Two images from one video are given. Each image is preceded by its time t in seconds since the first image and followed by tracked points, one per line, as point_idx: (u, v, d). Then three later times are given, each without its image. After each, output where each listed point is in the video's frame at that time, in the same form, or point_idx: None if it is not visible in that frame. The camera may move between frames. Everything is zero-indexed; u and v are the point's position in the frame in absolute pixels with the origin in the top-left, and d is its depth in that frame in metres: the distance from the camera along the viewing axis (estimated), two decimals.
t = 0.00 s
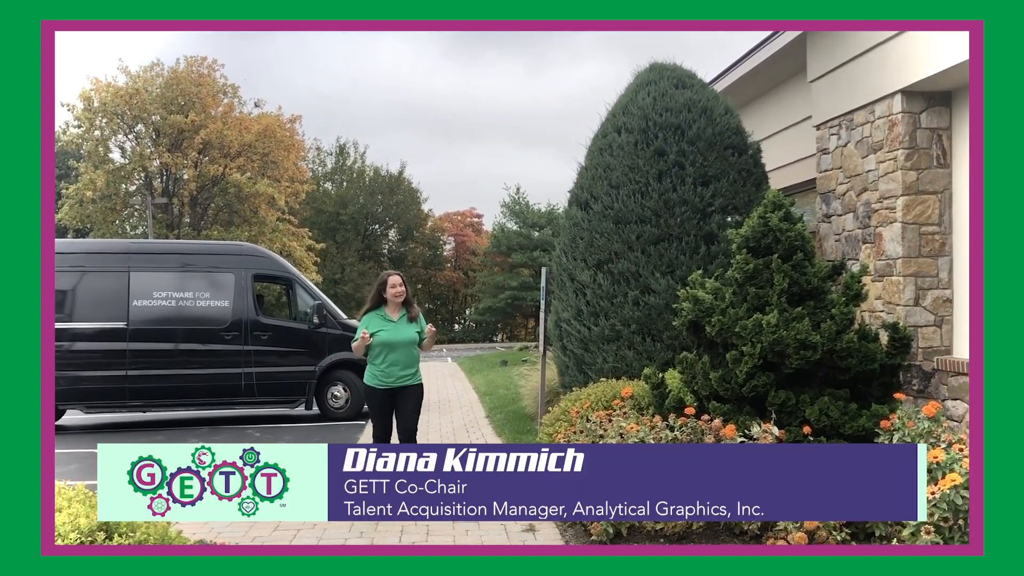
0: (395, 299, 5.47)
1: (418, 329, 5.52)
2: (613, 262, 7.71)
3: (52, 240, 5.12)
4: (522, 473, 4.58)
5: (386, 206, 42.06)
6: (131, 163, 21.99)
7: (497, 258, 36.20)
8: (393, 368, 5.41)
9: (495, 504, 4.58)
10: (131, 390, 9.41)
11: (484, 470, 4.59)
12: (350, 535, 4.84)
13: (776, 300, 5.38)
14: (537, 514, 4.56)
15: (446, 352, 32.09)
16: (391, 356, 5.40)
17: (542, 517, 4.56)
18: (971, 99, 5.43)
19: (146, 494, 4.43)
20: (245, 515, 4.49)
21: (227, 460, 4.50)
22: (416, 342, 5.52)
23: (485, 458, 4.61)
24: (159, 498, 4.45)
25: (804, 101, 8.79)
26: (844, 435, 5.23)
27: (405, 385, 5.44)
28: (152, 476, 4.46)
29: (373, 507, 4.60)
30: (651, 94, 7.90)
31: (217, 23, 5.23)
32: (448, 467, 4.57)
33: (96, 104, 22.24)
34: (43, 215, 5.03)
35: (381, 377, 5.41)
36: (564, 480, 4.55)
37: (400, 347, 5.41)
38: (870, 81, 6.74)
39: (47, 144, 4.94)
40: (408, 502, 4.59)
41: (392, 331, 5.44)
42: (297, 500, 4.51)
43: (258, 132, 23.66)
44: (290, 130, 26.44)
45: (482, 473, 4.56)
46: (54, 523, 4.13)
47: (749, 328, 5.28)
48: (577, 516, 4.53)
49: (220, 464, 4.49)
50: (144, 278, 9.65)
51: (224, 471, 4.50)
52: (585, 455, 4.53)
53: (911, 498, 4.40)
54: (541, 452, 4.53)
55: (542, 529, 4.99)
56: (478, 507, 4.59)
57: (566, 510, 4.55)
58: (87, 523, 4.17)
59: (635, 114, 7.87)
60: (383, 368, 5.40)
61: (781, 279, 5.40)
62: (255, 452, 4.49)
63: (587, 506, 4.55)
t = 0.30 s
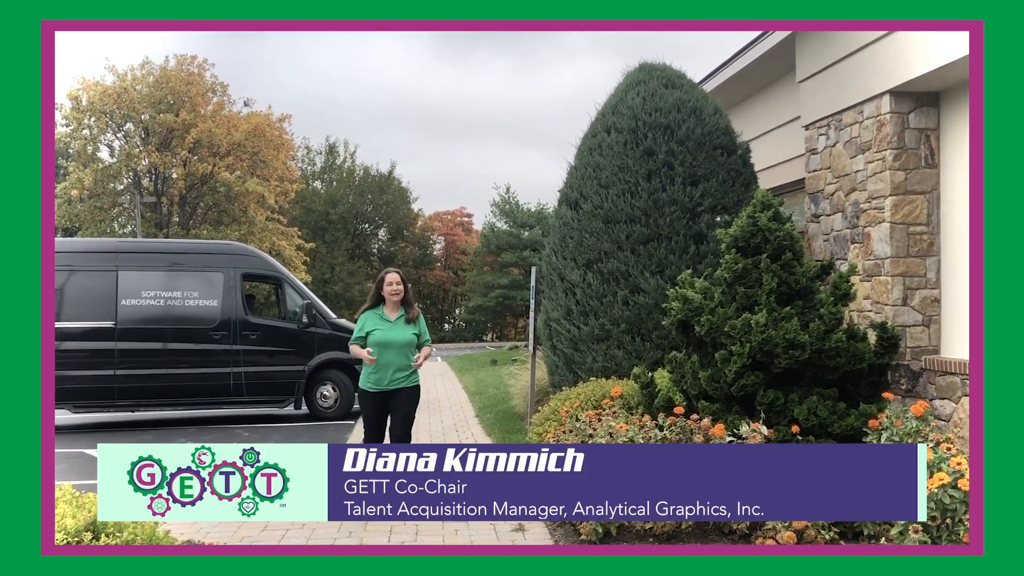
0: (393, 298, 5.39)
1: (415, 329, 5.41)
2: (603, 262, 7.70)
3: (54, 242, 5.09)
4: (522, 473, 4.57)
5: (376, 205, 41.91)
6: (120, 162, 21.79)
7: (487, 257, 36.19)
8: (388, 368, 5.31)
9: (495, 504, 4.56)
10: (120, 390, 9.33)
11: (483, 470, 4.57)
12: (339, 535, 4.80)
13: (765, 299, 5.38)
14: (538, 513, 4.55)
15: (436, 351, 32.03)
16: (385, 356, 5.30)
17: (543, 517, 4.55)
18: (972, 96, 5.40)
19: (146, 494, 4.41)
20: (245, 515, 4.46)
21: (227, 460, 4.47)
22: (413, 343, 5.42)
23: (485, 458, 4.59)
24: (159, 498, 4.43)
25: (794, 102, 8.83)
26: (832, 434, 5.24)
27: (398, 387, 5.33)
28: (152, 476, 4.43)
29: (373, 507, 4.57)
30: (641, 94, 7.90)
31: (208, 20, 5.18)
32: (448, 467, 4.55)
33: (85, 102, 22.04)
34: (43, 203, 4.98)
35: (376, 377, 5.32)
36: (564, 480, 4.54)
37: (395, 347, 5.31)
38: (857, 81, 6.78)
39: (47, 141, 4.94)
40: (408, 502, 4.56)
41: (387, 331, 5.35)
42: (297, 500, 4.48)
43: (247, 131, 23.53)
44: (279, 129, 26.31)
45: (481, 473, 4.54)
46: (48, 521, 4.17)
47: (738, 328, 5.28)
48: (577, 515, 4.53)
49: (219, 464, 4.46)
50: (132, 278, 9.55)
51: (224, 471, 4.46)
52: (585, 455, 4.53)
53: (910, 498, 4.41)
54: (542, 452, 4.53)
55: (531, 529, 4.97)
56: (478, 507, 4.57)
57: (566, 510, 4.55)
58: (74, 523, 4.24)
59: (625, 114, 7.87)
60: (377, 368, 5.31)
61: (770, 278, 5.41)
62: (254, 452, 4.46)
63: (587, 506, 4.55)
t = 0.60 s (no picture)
0: (387, 295, 5.34)
1: (410, 328, 5.36)
2: (591, 263, 7.71)
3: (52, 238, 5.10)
4: (522, 473, 4.58)
5: (363, 207, 41.76)
6: (107, 163, 21.57)
7: (475, 259, 36.17)
8: (382, 368, 5.26)
9: (495, 504, 4.58)
10: (106, 393, 9.25)
11: (483, 470, 4.58)
12: (326, 537, 4.76)
13: (752, 301, 5.40)
14: (537, 513, 4.56)
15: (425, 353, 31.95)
16: (379, 355, 5.25)
17: (543, 517, 4.55)
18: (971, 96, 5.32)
19: (146, 494, 4.47)
20: (245, 515, 4.49)
21: (227, 460, 4.51)
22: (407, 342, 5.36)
23: (484, 458, 4.61)
24: (159, 498, 4.48)
25: (780, 104, 8.88)
26: (819, 435, 5.26)
27: (392, 387, 5.28)
28: (152, 477, 4.48)
29: (373, 507, 4.61)
30: (628, 95, 7.91)
31: (199, 19, 5.15)
32: (448, 467, 4.57)
33: (70, 104, 21.81)
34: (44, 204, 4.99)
35: (369, 377, 5.26)
36: (564, 480, 4.55)
37: (389, 346, 5.26)
38: (842, 84, 6.83)
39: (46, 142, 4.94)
40: (408, 502, 4.60)
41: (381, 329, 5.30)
42: (297, 500, 4.52)
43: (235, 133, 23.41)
44: (267, 130, 26.17)
45: (481, 473, 4.55)
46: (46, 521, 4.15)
47: (725, 329, 5.29)
48: (577, 515, 4.53)
49: (219, 464, 4.51)
50: (118, 279, 9.46)
51: (224, 471, 4.51)
52: (585, 455, 4.54)
53: (912, 500, 4.45)
54: (542, 452, 4.53)
55: (520, 530, 4.94)
56: (478, 507, 4.59)
57: (566, 510, 4.55)
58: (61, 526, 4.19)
59: (612, 115, 7.88)
60: (371, 368, 5.25)
61: (757, 280, 5.43)
62: (254, 452, 4.50)
63: (587, 506, 4.55)
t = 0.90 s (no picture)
0: (382, 299, 5.29)
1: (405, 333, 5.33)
2: (579, 264, 7.71)
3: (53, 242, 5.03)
4: (522, 473, 4.56)
5: (352, 208, 41.61)
6: (95, 164, 21.30)
7: (464, 260, 36.14)
8: (380, 374, 5.17)
9: (495, 504, 4.56)
10: (92, 395, 9.16)
11: (483, 470, 4.56)
12: (314, 539, 4.72)
13: (740, 302, 5.41)
14: (538, 513, 4.54)
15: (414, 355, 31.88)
16: (377, 361, 5.16)
17: (543, 517, 4.55)
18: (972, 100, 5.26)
19: (146, 494, 4.46)
20: (245, 515, 4.48)
21: (226, 460, 4.50)
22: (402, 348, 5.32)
23: (484, 458, 4.59)
24: (159, 498, 4.46)
25: (768, 106, 8.91)
26: (807, 436, 5.27)
27: (390, 393, 5.19)
28: (152, 477, 4.47)
29: (373, 507, 4.58)
30: (617, 97, 7.91)
31: (191, 19, 5.10)
32: (448, 467, 4.54)
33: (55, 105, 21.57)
34: (43, 205, 4.92)
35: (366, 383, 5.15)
36: (564, 480, 4.54)
37: (388, 351, 5.20)
38: (830, 86, 6.86)
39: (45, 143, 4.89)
40: (408, 502, 4.57)
41: (379, 334, 5.23)
42: (297, 500, 4.50)
43: (222, 134, 23.31)
44: (255, 132, 26.03)
45: (481, 473, 4.53)
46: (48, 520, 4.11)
47: (713, 330, 5.30)
48: (578, 515, 4.53)
49: (219, 464, 4.49)
50: (104, 280, 9.38)
51: (224, 471, 4.49)
52: (584, 455, 4.53)
53: (911, 498, 4.46)
54: (542, 452, 4.52)
55: (509, 532, 4.92)
56: (478, 507, 4.57)
57: (566, 510, 4.55)
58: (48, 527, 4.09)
59: (601, 117, 7.88)
60: (368, 374, 5.15)
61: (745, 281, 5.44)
62: (255, 452, 4.48)
63: (587, 506, 4.55)
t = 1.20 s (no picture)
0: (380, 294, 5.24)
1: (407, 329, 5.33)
2: (572, 264, 7.70)
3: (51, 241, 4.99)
4: (523, 473, 4.55)
5: (344, 208, 41.49)
6: (86, 164, 21.11)
7: (456, 261, 36.12)
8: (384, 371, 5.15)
9: (495, 504, 4.54)
10: (83, 395, 9.10)
11: (483, 470, 4.55)
12: (305, 539, 4.69)
13: (732, 302, 5.42)
14: (538, 514, 4.53)
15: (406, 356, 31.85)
16: (382, 358, 5.14)
17: (543, 517, 4.53)
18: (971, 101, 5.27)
19: (146, 494, 4.44)
20: (245, 515, 4.45)
21: (226, 460, 4.47)
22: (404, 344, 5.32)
23: (484, 458, 4.58)
24: (159, 498, 4.44)
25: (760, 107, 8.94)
26: (799, 436, 5.29)
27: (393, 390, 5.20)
28: (152, 477, 4.44)
29: (373, 507, 4.57)
30: (609, 97, 7.91)
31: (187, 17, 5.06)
32: (448, 467, 4.53)
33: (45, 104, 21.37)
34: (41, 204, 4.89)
35: (371, 381, 5.11)
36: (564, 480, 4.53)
37: (393, 348, 5.18)
38: (822, 86, 6.89)
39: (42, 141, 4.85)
40: (408, 502, 4.55)
41: (382, 331, 5.19)
42: (297, 500, 4.47)
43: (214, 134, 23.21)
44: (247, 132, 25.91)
45: (481, 473, 4.52)
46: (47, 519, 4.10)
47: (706, 330, 5.31)
48: (577, 515, 4.51)
49: (219, 464, 4.46)
50: (97, 280, 9.32)
51: (224, 471, 4.46)
52: (584, 455, 4.54)
53: (910, 497, 4.48)
54: (542, 452, 4.51)
55: (501, 532, 4.90)
56: (478, 507, 4.56)
57: (566, 510, 4.54)
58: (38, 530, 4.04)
59: (594, 117, 7.89)
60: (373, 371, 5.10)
61: (737, 282, 5.45)
62: (255, 452, 4.46)
63: (587, 506, 4.54)
